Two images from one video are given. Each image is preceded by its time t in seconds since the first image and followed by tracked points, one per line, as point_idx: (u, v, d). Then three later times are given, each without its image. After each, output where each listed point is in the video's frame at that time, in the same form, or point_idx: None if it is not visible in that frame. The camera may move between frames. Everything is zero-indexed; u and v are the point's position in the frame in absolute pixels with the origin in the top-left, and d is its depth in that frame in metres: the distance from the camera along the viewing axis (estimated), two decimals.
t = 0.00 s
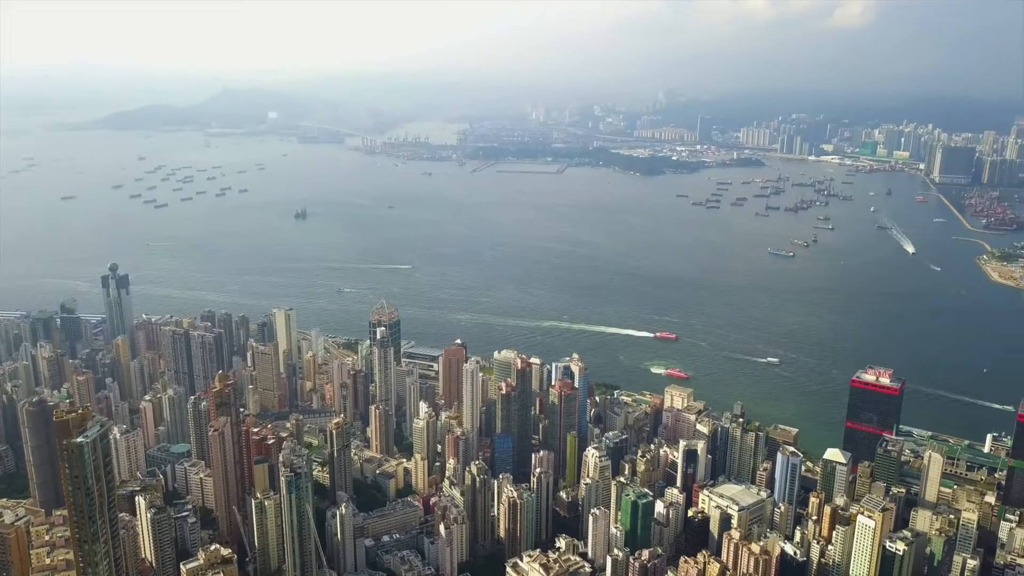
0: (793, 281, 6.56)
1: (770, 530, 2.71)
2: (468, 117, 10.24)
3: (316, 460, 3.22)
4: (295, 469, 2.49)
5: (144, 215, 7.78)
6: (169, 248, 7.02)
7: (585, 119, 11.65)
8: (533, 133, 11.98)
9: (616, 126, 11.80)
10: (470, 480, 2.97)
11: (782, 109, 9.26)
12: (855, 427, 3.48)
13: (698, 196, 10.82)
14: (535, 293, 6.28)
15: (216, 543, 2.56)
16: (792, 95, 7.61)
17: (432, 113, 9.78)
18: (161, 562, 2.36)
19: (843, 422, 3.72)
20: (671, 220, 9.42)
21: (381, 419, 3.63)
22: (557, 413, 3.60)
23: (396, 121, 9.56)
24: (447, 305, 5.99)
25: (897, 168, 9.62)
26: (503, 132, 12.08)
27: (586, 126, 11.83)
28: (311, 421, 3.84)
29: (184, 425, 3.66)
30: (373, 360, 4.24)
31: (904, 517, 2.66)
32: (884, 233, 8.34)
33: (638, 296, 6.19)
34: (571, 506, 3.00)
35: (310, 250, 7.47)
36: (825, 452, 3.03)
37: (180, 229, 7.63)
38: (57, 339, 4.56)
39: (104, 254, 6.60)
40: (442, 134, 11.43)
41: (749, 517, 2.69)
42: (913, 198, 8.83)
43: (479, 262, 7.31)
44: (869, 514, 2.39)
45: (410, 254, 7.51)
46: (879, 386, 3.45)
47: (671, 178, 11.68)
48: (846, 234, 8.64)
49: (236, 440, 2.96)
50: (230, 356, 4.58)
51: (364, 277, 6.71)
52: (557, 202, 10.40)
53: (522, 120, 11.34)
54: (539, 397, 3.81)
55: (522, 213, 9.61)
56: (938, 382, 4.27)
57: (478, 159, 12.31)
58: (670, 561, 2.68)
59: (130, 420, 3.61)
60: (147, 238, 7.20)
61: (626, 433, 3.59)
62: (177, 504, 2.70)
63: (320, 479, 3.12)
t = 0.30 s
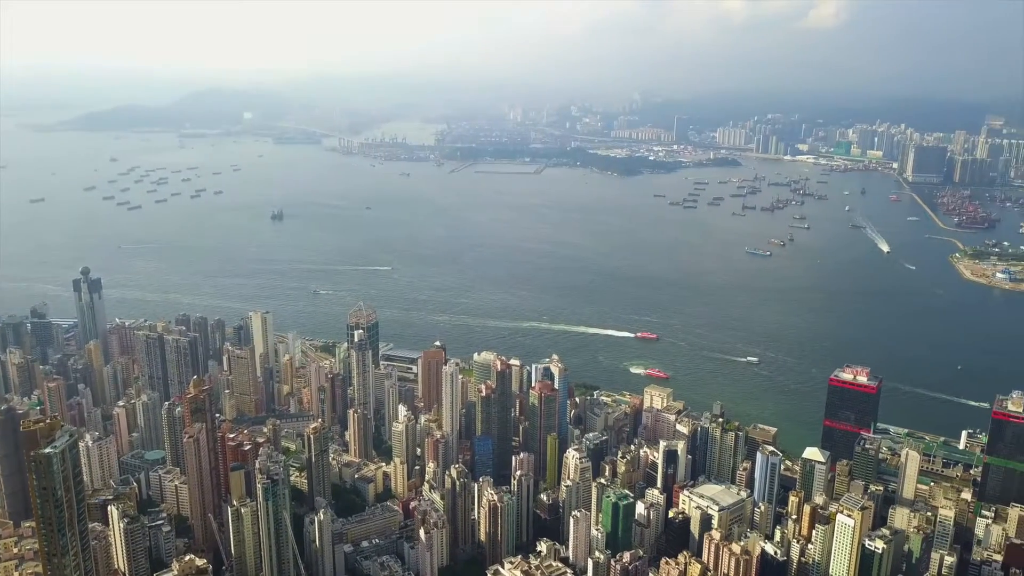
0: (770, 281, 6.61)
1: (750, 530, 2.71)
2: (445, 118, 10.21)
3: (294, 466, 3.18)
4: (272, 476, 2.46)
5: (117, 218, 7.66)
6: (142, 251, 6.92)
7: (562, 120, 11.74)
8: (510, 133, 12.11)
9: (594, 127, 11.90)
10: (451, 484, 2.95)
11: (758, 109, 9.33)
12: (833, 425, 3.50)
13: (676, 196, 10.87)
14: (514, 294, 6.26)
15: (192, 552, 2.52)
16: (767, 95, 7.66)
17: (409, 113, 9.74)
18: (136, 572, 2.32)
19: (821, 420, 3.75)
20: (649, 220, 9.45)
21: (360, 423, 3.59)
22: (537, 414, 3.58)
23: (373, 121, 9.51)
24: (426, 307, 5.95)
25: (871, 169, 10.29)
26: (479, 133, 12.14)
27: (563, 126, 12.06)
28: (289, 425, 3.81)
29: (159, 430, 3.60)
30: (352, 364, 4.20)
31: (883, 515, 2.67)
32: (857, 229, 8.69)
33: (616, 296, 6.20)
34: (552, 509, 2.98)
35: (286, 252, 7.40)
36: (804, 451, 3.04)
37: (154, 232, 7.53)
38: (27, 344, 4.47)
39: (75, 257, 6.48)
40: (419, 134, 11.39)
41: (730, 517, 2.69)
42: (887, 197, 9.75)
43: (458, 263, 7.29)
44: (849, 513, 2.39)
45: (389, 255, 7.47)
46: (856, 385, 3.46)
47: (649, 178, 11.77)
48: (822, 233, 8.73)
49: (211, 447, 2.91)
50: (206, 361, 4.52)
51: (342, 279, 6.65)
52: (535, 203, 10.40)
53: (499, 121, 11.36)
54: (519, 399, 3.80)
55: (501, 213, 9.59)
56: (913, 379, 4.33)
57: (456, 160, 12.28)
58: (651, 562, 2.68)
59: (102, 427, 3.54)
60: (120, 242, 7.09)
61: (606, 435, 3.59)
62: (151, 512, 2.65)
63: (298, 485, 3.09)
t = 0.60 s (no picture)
0: (747, 279, 6.65)
1: (730, 530, 2.72)
2: (423, 118, 10.17)
3: (271, 471, 3.14)
4: (247, 483, 2.43)
5: (88, 220, 7.54)
6: (115, 254, 6.81)
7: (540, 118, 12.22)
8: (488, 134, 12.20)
9: (571, 126, 12.53)
10: (430, 487, 2.91)
11: (734, 108, 9.39)
12: (811, 424, 3.52)
13: (653, 195, 10.92)
14: (492, 295, 6.24)
15: (166, 562, 2.48)
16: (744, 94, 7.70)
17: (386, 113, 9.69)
18: None
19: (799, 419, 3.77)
20: (626, 220, 9.48)
21: (338, 426, 3.55)
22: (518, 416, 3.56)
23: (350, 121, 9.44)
24: (404, 308, 5.92)
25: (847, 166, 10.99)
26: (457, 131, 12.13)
27: (541, 126, 12.54)
28: (267, 429, 3.77)
29: (132, 436, 3.53)
30: (329, 368, 4.17)
31: (862, 512, 2.69)
32: (834, 229, 8.70)
33: (595, 296, 6.20)
34: (533, 511, 2.98)
35: (262, 254, 7.32)
36: (783, 450, 3.05)
37: (126, 234, 7.42)
38: None
39: (45, 260, 6.36)
40: (396, 134, 11.34)
41: (710, 517, 2.69)
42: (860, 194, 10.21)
43: (435, 263, 7.25)
44: (828, 511, 2.40)
45: (366, 256, 7.42)
46: (834, 384, 3.48)
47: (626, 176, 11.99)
48: (798, 232, 8.81)
49: (185, 453, 2.86)
50: (181, 365, 4.45)
51: (318, 280, 6.59)
52: (514, 203, 10.39)
53: (477, 121, 11.32)
54: (499, 400, 3.78)
55: (478, 214, 9.57)
56: (888, 375, 4.38)
57: (433, 160, 12.25)
58: (632, 563, 2.68)
59: (73, 434, 3.47)
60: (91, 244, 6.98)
61: (586, 435, 3.58)
62: (124, 522, 2.59)
63: (275, 491, 3.05)
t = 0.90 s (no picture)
0: (724, 278, 6.70)
1: (711, 530, 2.72)
2: (401, 118, 10.12)
3: (248, 476, 3.10)
4: (224, 490, 2.39)
5: (59, 223, 7.41)
6: (87, 257, 6.69)
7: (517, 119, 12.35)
8: (465, 133, 12.43)
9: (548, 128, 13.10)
10: (411, 491, 2.86)
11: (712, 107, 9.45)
12: (790, 422, 3.54)
13: (631, 195, 10.95)
14: (471, 296, 6.22)
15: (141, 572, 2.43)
16: (721, 94, 7.71)
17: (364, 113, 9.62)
18: None
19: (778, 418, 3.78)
20: (605, 220, 9.51)
21: (316, 431, 3.51)
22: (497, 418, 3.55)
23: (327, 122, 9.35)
24: (382, 309, 5.88)
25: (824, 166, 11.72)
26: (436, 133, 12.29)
27: (519, 127, 12.80)
28: (244, 434, 3.72)
29: (106, 443, 3.47)
30: (307, 370, 4.12)
31: (841, 511, 2.70)
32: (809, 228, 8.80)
33: (574, 296, 6.20)
34: (514, 514, 2.94)
35: (237, 256, 7.24)
36: (763, 449, 3.06)
37: (99, 237, 7.30)
38: None
39: (15, 265, 6.23)
40: (374, 135, 11.29)
41: (691, 517, 2.69)
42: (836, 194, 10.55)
43: (414, 264, 7.22)
44: (808, 510, 2.41)
45: (343, 258, 7.37)
46: (812, 382, 3.50)
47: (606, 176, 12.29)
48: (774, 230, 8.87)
49: (159, 459, 2.80)
50: (155, 370, 4.38)
51: (296, 282, 6.53)
52: (493, 203, 10.39)
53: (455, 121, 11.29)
54: (479, 402, 3.76)
55: (457, 214, 9.55)
56: (864, 372, 4.42)
57: (411, 161, 12.20)
58: (614, 564, 2.67)
59: (44, 442, 3.39)
60: (62, 247, 6.85)
61: (567, 437, 3.57)
62: (96, 531, 2.53)
63: (253, 497, 3.00)
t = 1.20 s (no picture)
0: (702, 277, 6.73)
1: (692, 530, 2.72)
2: (378, 118, 10.06)
3: (225, 482, 3.05)
4: (198, 497, 2.35)
5: (29, 225, 7.27)
6: (58, 260, 6.57)
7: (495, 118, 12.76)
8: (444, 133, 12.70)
9: (527, 127, 13.53)
10: (390, 496, 2.83)
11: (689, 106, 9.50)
12: (769, 421, 3.55)
13: (609, 195, 10.97)
14: (450, 296, 6.19)
15: None
16: (699, 94, 7.74)
17: (341, 113, 9.55)
18: None
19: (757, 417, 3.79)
20: (584, 220, 9.52)
21: (294, 436, 3.46)
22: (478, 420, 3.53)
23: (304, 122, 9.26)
24: (360, 311, 5.83)
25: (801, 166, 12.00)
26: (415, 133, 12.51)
27: (496, 127, 13.21)
28: (220, 439, 3.66)
29: (78, 449, 3.41)
30: (284, 373, 4.08)
31: (820, 509, 2.71)
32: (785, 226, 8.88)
33: (553, 296, 6.19)
34: (494, 516, 2.92)
35: (213, 258, 7.15)
36: (743, 449, 3.07)
37: (71, 239, 7.17)
38: None
39: None
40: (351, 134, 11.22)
41: (672, 518, 2.69)
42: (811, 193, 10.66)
43: (392, 266, 7.18)
44: (788, 510, 2.41)
45: (320, 259, 7.30)
46: (791, 381, 3.51)
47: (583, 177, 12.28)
48: (751, 229, 8.93)
49: (133, 466, 2.75)
50: (129, 375, 4.31)
51: (272, 285, 6.46)
52: (471, 203, 10.36)
53: (432, 120, 11.27)
54: (459, 404, 3.74)
55: (435, 215, 9.51)
56: (841, 371, 4.44)
57: (388, 161, 12.15)
58: (595, 566, 2.66)
59: (14, 450, 3.32)
60: (32, 250, 6.72)
61: (547, 438, 3.56)
62: (67, 540, 2.47)
63: (229, 503, 2.96)
